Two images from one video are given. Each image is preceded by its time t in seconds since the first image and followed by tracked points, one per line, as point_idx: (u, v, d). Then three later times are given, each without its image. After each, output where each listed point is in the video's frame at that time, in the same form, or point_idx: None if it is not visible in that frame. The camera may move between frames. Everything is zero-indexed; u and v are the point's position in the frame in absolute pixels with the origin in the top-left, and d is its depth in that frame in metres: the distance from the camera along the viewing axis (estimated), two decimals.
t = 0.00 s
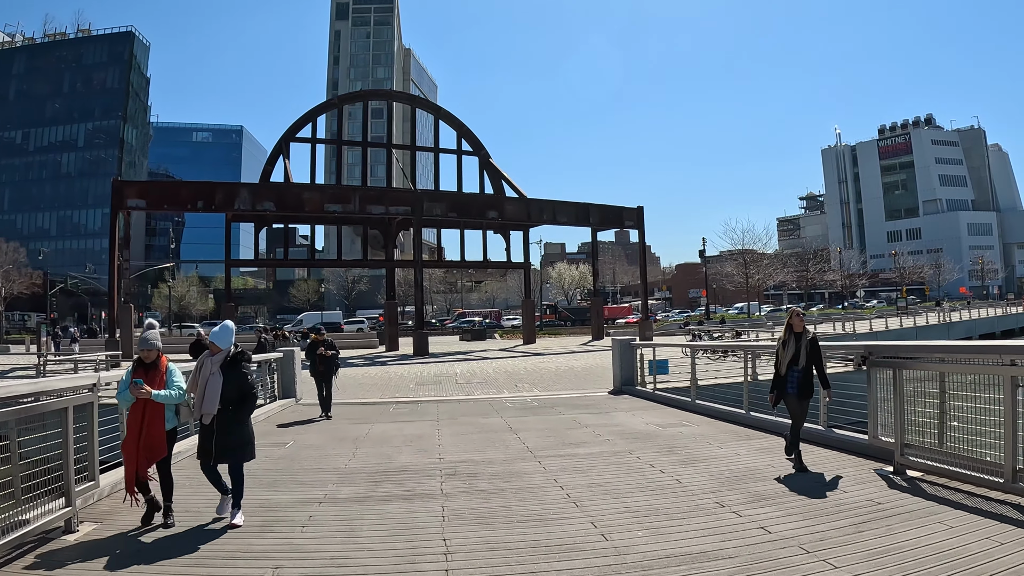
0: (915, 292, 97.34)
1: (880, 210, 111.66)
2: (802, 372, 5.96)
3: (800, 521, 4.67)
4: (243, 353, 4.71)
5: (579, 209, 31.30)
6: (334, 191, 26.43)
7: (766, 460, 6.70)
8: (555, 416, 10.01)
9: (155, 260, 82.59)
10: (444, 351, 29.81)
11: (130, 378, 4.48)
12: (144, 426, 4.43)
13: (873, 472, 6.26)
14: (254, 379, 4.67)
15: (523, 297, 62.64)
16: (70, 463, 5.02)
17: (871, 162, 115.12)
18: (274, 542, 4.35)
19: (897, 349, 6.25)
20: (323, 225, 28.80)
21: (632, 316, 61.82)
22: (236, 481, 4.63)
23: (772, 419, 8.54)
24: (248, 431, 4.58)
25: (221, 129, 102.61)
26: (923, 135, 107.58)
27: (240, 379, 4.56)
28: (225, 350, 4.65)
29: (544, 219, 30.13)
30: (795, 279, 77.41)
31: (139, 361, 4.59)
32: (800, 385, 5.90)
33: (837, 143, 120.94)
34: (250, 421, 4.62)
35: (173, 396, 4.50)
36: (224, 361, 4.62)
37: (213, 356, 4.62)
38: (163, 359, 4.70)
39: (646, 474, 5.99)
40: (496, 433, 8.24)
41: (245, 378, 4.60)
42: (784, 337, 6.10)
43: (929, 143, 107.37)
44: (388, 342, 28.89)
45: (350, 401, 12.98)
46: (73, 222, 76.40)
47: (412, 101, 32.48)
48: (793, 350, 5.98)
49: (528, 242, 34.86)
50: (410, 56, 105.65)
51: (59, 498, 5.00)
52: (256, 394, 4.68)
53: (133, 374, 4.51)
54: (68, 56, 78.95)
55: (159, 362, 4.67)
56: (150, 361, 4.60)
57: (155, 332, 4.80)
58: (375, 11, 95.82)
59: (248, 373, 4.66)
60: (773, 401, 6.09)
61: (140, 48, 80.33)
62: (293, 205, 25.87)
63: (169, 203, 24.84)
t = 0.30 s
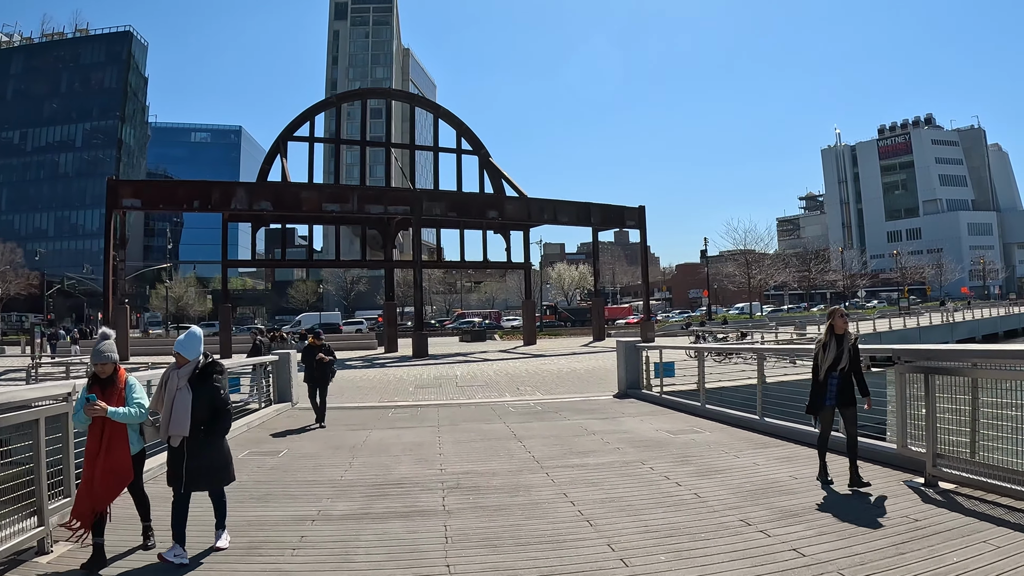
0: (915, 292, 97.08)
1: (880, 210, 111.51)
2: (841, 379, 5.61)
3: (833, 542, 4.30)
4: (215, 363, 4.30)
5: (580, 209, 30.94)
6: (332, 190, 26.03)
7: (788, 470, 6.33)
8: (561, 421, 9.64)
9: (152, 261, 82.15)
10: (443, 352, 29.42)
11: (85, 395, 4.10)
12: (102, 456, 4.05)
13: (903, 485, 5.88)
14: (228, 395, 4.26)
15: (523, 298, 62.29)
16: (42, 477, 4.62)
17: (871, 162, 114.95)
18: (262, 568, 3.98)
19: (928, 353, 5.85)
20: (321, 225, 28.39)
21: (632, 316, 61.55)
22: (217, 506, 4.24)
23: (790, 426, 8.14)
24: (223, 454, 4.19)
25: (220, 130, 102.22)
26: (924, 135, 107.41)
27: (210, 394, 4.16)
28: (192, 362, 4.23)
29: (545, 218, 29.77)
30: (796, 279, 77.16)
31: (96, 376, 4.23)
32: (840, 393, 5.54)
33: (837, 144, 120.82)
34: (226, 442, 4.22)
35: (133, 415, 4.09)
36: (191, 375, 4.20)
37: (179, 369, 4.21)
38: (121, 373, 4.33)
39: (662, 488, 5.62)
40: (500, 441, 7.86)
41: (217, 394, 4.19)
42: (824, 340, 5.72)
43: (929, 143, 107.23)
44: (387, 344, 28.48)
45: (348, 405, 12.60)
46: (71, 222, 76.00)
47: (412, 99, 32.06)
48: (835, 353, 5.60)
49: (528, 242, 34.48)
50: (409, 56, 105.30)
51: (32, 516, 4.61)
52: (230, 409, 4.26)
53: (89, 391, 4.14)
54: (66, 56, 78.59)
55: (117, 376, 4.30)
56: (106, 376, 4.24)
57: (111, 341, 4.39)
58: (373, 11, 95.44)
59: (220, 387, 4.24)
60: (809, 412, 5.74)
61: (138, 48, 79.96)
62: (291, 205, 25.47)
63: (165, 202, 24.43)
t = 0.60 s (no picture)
0: (916, 291, 96.75)
1: (880, 209, 111.19)
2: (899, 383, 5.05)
3: (872, 558, 3.93)
4: (163, 362, 3.84)
5: (581, 206, 30.55)
6: (329, 188, 25.63)
7: (812, 476, 5.94)
8: (564, 423, 9.26)
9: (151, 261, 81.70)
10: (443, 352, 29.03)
11: (13, 397, 3.63)
12: (38, 464, 3.60)
13: (936, 491, 5.49)
14: (181, 399, 3.79)
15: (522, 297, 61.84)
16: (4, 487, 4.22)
17: (870, 160, 114.59)
18: None
19: (962, 348, 5.46)
20: (318, 223, 28.01)
21: (633, 315, 61.19)
22: (176, 528, 3.73)
23: (811, 429, 7.71)
24: (175, 469, 3.73)
25: (218, 129, 101.73)
26: (923, 133, 107.10)
27: (160, 397, 3.70)
28: (138, 361, 3.78)
29: (545, 216, 29.39)
30: (796, 279, 76.75)
31: (29, 375, 3.75)
32: (903, 401, 4.95)
33: (837, 142, 120.46)
34: (179, 452, 3.77)
35: (72, 417, 3.66)
36: (137, 377, 3.73)
37: (123, 369, 3.74)
38: (60, 370, 3.87)
39: (678, 496, 5.27)
40: (503, 444, 7.47)
41: (167, 397, 3.73)
42: (882, 337, 5.18)
43: (929, 142, 106.82)
44: (386, 343, 28.05)
45: (345, 406, 12.19)
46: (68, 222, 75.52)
47: (410, 96, 31.60)
48: (898, 353, 5.03)
49: (528, 240, 34.07)
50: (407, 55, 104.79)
51: None
52: (183, 413, 3.78)
53: (22, 393, 3.70)
54: (64, 56, 78.26)
55: (54, 373, 3.83)
56: (40, 374, 3.76)
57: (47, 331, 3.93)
58: (372, 9, 94.99)
59: (169, 388, 3.75)
60: (868, 424, 5.23)
61: (136, 47, 79.48)
62: (287, 202, 25.06)
63: (160, 200, 24.01)
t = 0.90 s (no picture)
0: (918, 290, 96.37)
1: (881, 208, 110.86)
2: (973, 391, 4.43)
3: None
4: (109, 372, 3.38)
5: (582, 205, 30.17)
6: (328, 186, 25.24)
7: (839, 485, 5.59)
8: (572, 427, 8.88)
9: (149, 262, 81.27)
10: (443, 353, 28.66)
11: None
12: None
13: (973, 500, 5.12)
14: (132, 415, 3.36)
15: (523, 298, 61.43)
16: None
17: (871, 159, 114.33)
18: None
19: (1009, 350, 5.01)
20: (317, 223, 27.62)
21: (634, 315, 60.83)
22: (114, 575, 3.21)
23: (835, 434, 7.34)
24: (124, 498, 3.27)
25: (217, 130, 101.35)
26: (924, 132, 106.78)
27: (107, 414, 3.26)
28: (79, 370, 3.36)
29: (546, 215, 28.99)
30: (798, 278, 76.51)
31: None
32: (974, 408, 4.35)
33: (837, 142, 120.23)
34: (128, 479, 3.29)
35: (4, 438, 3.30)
36: (80, 390, 3.30)
37: (61, 381, 3.32)
38: None
39: (699, 508, 4.90)
40: (508, 451, 7.10)
41: (115, 413, 3.28)
42: (950, 340, 4.56)
43: (929, 141, 106.48)
44: (385, 344, 27.68)
45: (342, 410, 11.81)
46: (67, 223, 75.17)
47: (410, 93, 31.21)
48: (968, 357, 4.43)
49: (529, 240, 33.68)
50: (406, 55, 104.42)
51: None
52: (137, 434, 3.34)
53: None
54: (62, 56, 77.93)
55: None
56: None
57: None
58: (371, 9, 94.61)
59: (118, 403, 3.32)
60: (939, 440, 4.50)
61: (134, 47, 79.09)
62: (285, 201, 24.67)
63: (156, 200, 23.62)
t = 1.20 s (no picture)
0: (919, 291, 96.11)
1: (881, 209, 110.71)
2: None
3: None
4: (36, 389, 3.03)
5: (584, 205, 29.81)
6: (326, 185, 24.86)
7: (873, 498, 5.22)
8: (580, 434, 8.50)
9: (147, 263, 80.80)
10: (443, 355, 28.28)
11: None
12: None
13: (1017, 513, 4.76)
14: (56, 444, 3.01)
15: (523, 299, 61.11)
16: None
17: (871, 160, 114.15)
18: None
19: None
20: (315, 222, 27.22)
21: (634, 316, 60.58)
22: None
23: (857, 440, 6.98)
24: (46, 538, 2.93)
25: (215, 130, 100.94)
26: (924, 133, 106.70)
27: (29, 439, 2.93)
28: None
29: (547, 215, 28.60)
30: (800, 278, 76.29)
31: None
32: None
33: (837, 143, 120.08)
34: (52, 513, 2.96)
35: None
36: None
37: None
38: None
39: (725, 525, 4.52)
40: (514, 460, 6.71)
41: (38, 441, 2.94)
42: None
43: (929, 141, 106.32)
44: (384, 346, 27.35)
45: (340, 413, 11.37)
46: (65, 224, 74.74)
47: (409, 91, 30.82)
48: None
49: (530, 240, 33.31)
50: (406, 55, 104.14)
51: None
52: (61, 463, 3.01)
53: None
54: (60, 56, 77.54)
55: None
56: None
57: None
58: (370, 9, 94.34)
59: (41, 429, 2.97)
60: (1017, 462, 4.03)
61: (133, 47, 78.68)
62: (283, 200, 24.26)
63: (151, 199, 23.22)
